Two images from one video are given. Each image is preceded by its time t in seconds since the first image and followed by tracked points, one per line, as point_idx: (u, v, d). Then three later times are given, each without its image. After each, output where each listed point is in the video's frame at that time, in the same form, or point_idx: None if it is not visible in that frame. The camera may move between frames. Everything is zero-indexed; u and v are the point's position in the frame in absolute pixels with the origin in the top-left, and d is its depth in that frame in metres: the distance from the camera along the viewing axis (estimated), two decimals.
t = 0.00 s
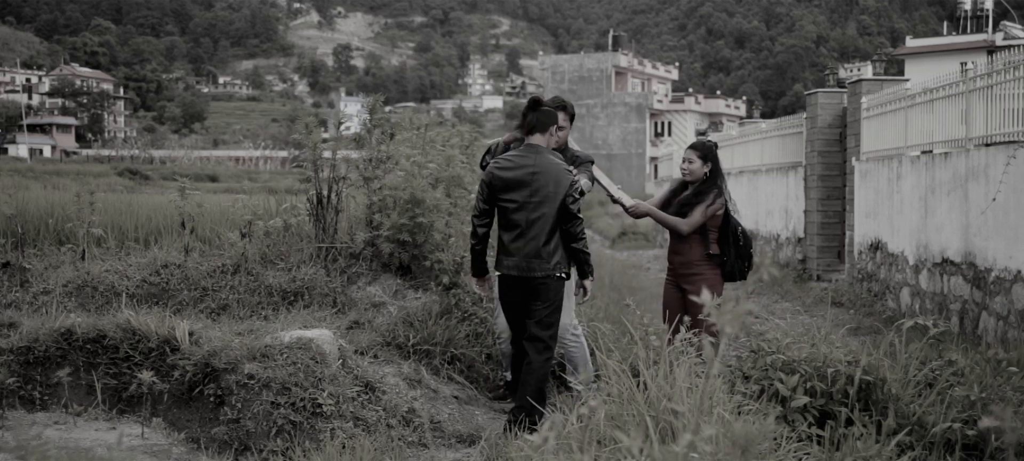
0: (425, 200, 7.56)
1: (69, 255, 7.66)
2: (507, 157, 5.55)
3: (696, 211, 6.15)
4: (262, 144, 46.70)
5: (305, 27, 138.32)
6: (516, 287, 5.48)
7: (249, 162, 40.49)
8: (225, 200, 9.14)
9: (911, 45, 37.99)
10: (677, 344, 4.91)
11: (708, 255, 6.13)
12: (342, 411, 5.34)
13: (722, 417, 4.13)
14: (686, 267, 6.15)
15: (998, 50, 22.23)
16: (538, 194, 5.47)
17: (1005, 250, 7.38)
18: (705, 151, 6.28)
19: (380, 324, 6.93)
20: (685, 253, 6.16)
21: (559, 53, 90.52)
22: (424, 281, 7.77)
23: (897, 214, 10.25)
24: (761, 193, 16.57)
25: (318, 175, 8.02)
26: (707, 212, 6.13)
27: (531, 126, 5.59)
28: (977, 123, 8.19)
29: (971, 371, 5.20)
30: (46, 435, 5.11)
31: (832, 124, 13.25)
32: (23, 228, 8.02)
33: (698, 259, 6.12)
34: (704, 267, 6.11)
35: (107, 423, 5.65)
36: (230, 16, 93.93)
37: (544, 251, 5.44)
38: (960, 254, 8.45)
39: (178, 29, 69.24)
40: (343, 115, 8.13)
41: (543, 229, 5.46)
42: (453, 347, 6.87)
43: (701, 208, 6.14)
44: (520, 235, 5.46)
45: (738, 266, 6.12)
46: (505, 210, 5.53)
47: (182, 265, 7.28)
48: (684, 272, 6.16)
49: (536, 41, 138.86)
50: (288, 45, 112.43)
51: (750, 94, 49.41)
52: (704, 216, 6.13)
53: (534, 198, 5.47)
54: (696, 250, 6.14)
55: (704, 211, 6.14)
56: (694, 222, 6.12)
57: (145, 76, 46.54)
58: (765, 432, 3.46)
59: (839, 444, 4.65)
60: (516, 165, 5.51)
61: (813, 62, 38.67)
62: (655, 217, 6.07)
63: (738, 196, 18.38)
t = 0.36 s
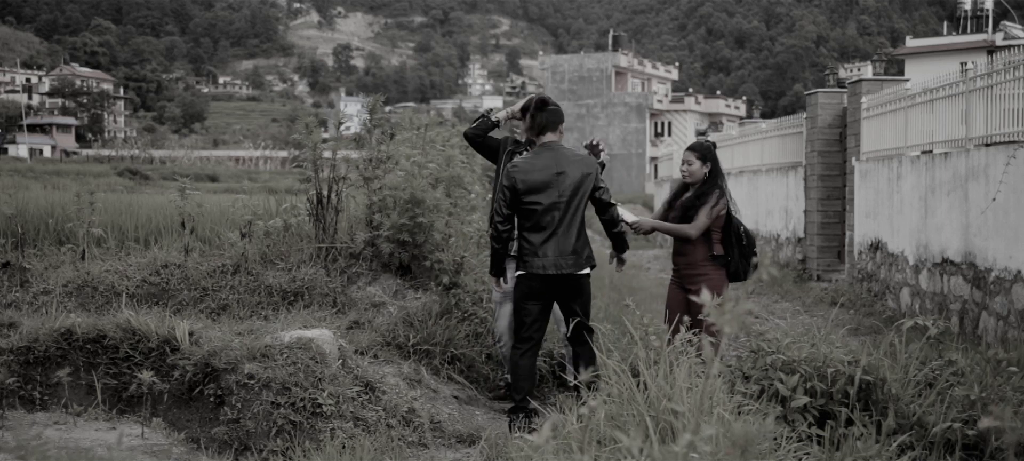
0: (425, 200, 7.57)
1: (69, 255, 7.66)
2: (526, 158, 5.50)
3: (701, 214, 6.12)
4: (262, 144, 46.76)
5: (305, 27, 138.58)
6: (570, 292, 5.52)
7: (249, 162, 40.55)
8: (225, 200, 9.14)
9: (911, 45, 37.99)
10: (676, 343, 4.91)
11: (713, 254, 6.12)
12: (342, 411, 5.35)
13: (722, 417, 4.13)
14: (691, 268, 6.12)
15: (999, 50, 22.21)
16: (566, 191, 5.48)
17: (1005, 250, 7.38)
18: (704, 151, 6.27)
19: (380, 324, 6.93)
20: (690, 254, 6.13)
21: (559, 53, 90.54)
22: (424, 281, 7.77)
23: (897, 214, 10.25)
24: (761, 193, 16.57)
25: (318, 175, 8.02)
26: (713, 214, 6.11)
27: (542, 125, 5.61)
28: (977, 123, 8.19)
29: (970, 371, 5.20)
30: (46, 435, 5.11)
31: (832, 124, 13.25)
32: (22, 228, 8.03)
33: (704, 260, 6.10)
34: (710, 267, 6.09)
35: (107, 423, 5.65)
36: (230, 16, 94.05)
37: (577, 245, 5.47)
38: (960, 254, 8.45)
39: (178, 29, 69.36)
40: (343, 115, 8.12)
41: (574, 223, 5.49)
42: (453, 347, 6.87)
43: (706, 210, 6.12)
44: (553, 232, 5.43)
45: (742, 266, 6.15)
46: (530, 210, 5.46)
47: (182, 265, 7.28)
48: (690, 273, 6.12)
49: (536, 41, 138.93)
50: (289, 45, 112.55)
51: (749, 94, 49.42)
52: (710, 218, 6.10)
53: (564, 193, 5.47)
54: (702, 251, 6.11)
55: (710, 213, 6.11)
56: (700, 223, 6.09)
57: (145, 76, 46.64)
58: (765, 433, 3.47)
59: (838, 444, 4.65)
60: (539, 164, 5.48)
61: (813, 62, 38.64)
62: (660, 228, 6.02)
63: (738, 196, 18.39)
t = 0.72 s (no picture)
0: (425, 200, 7.56)
1: (68, 255, 7.66)
2: (584, 171, 5.58)
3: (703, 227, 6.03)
4: (261, 144, 46.82)
5: (305, 27, 138.70)
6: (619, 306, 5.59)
7: (249, 162, 40.59)
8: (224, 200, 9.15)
9: (911, 45, 37.99)
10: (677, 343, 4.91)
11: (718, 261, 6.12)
12: (342, 411, 5.34)
13: (721, 417, 4.12)
14: (701, 279, 6.08)
15: (999, 50, 22.20)
16: (623, 201, 5.64)
17: (1005, 250, 7.38)
18: (688, 161, 6.14)
19: (380, 324, 6.93)
20: (696, 266, 6.09)
21: (559, 53, 90.57)
22: (424, 281, 7.78)
23: (897, 214, 10.25)
24: (761, 193, 16.55)
25: (318, 175, 8.03)
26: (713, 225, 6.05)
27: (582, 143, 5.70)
28: (977, 123, 8.19)
29: (971, 371, 5.19)
30: (46, 435, 5.11)
31: (832, 124, 13.25)
32: (22, 227, 8.03)
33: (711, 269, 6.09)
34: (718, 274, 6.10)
35: (107, 423, 5.65)
36: (230, 16, 94.19)
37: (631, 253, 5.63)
38: (960, 254, 8.45)
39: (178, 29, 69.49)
40: (343, 115, 8.09)
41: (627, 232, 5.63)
42: (453, 347, 6.86)
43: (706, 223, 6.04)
44: (617, 236, 5.54)
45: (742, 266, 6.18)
46: (594, 217, 5.52)
47: (182, 265, 7.28)
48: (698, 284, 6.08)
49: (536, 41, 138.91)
50: (289, 45, 112.68)
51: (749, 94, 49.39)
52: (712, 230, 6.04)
53: (623, 200, 5.63)
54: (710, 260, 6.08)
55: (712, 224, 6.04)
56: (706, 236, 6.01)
57: (144, 76, 46.81)
58: (765, 433, 3.47)
59: (839, 444, 4.64)
60: (599, 175, 5.59)
61: (813, 62, 38.63)
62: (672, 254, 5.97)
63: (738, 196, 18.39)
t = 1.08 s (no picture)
0: (425, 200, 7.58)
1: (68, 255, 7.65)
2: (592, 172, 5.70)
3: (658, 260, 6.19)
4: (261, 143, 46.85)
5: (305, 26, 138.83)
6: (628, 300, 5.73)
7: (249, 162, 40.61)
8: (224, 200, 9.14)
9: (911, 45, 37.96)
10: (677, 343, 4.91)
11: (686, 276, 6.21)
12: (342, 411, 5.34)
13: (721, 417, 4.12)
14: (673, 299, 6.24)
15: (999, 50, 22.20)
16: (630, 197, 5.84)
17: (1005, 250, 7.39)
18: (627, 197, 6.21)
19: (379, 324, 6.92)
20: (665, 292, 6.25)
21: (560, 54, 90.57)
22: (424, 281, 7.77)
23: (897, 214, 10.25)
24: (760, 192, 16.56)
25: (318, 175, 8.03)
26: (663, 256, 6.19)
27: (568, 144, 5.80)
28: (977, 124, 8.19)
29: (971, 371, 5.20)
30: (45, 435, 5.11)
31: (832, 124, 13.26)
32: (22, 227, 8.03)
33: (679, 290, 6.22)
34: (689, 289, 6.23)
35: (107, 423, 5.65)
36: (231, 16, 94.23)
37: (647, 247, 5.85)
38: (960, 254, 8.45)
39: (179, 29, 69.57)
40: (343, 115, 8.08)
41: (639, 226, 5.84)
42: (452, 347, 6.87)
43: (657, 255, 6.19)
44: (635, 232, 5.75)
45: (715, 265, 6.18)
46: (612, 217, 5.69)
47: (182, 265, 7.28)
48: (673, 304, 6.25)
49: (536, 41, 138.91)
50: (289, 45, 112.79)
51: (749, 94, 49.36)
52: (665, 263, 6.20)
53: (629, 196, 5.82)
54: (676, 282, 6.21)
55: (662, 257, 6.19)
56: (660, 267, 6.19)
57: (144, 77, 46.85)
58: (765, 433, 3.47)
59: (838, 444, 4.64)
60: (605, 176, 5.74)
61: (813, 62, 38.63)
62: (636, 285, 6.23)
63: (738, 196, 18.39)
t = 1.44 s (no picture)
0: (425, 200, 7.59)
1: (69, 254, 7.66)
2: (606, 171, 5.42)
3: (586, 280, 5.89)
4: (262, 143, 46.86)
5: (305, 26, 138.88)
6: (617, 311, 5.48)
7: (249, 162, 40.63)
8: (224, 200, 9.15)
9: (911, 45, 37.93)
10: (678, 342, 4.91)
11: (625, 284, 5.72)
12: (342, 411, 5.34)
13: (722, 417, 4.12)
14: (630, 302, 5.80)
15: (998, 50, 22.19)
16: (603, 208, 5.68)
17: (1005, 250, 7.38)
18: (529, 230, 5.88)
19: (380, 324, 6.92)
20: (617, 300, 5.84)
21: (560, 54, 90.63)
22: (424, 281, 7.78)
23: (897, 214, 10.24)
24: (760, 192, 16.56)
25: (318, 175, 8.04)
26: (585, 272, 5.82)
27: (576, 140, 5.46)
28: (977, 123, 8.19)
29: (971, 371, 5.19)
30: (45, 435, 5.11)
31: (832, 124, 13.26)
32: (22, 227, 8.03)
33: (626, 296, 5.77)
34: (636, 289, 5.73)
35: (107, 423, 5.64)
36: (231, 16, 94.21)
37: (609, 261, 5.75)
38: (960, 254, 8.45)
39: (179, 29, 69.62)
40: (343, 115, 8.06)
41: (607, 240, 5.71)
42: (453, 346, 6.87)
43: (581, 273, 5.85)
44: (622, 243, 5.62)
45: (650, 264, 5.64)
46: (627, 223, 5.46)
47: (182, 265, 7.28)
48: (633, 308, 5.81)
49: (536, 41, 138.97)
50: (289, 45, 112.79)
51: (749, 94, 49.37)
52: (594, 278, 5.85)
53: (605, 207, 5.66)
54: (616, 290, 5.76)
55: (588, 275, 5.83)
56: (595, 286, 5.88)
57: (145, 77, 46.83)
58: (765, 433, 3.48)
59: (838, 444, 4.64)
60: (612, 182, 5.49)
61: (813, 62, 38.64)
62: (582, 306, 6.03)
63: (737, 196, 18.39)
